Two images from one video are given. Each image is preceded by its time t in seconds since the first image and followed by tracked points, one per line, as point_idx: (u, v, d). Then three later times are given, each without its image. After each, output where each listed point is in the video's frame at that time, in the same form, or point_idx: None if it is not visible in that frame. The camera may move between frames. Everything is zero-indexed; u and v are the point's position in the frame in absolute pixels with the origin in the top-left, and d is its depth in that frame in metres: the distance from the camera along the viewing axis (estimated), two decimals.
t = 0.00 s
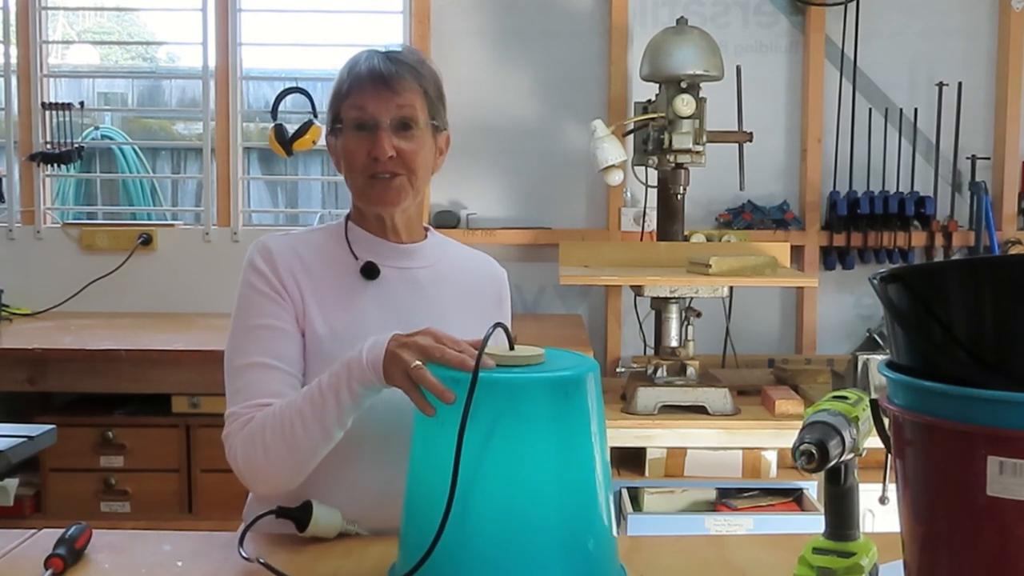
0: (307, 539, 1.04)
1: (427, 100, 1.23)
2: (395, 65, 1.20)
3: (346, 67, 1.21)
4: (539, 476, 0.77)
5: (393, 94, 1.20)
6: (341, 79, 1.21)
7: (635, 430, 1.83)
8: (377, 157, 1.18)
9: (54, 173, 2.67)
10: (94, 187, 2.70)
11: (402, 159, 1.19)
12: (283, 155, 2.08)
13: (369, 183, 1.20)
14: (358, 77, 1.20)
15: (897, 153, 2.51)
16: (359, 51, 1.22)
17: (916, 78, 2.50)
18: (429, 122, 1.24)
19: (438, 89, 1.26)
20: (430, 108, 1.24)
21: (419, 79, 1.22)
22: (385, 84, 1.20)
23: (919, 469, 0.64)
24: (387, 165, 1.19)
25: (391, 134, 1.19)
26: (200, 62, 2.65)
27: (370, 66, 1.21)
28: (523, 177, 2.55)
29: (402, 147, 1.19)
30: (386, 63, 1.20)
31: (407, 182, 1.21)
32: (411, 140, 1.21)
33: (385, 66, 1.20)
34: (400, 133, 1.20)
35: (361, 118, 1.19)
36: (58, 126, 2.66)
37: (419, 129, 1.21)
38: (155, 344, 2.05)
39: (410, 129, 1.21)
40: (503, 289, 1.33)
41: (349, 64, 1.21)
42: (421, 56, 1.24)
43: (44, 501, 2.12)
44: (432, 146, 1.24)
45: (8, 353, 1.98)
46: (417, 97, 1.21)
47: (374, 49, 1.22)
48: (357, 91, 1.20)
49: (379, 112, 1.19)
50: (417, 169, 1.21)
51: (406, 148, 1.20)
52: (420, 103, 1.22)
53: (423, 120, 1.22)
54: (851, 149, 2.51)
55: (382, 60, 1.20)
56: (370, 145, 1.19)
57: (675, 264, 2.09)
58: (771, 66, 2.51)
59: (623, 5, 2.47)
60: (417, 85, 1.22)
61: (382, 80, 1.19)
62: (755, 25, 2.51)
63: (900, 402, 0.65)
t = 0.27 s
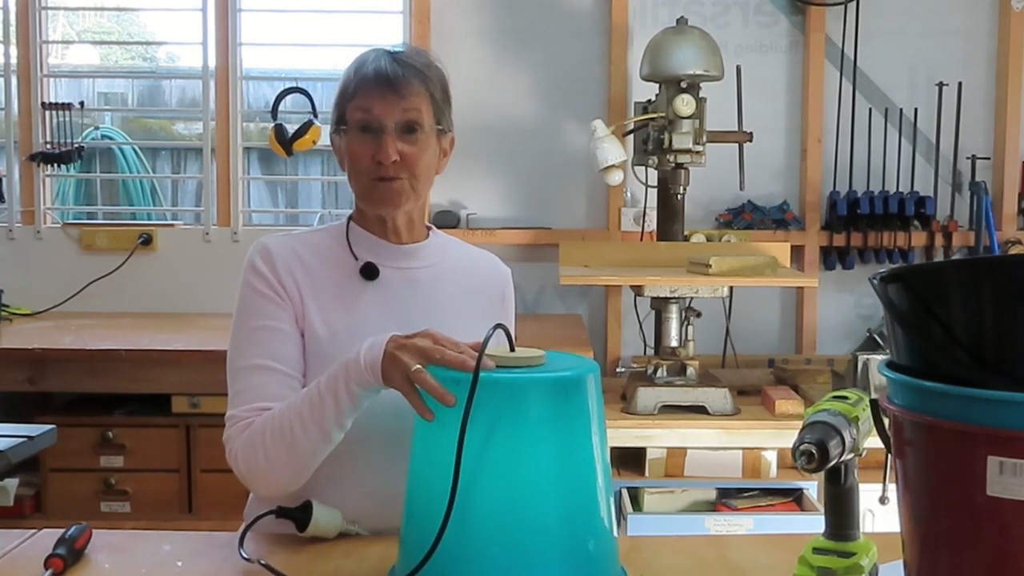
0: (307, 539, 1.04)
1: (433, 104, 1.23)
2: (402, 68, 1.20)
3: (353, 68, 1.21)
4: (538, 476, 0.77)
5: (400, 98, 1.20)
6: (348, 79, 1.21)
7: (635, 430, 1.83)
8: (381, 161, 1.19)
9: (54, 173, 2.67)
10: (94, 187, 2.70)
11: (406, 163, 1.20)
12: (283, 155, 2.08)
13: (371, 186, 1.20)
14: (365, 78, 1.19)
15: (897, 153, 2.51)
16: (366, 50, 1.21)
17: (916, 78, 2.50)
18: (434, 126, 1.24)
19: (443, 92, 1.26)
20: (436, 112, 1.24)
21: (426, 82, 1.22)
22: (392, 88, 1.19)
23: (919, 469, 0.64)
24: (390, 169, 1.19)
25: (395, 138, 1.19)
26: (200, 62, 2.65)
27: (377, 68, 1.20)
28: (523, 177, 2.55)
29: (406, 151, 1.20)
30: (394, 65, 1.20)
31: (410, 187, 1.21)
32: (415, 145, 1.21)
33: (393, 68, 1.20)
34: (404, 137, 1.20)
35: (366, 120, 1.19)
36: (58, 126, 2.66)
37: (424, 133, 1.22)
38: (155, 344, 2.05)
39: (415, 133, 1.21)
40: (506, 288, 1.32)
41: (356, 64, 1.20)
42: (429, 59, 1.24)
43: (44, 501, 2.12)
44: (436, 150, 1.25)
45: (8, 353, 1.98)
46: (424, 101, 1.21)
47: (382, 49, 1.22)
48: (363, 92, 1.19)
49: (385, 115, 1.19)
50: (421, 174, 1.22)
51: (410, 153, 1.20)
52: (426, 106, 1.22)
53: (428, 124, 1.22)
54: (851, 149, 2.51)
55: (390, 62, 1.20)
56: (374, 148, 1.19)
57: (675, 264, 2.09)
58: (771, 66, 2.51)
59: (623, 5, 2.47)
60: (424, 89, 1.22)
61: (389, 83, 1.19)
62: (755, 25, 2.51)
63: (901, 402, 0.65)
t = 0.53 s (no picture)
0: (307, 539, 1.04)
1: (449, 119, 1.23)
2: (430, 84, 1.18)
3: (380, 76, 1.16)
4: (538, 476, 0.77)
5: (425, 117, 1.18)
6: (372, 88, 1.17)
7: (635, 430, 1.83)
8: (403, 180, 1.19)
9: (54, 173, 2.67)
10: (94, 187, 2.70)
11: (425, 183, 1.21)
12: (283, 155, 2.08)
13: (387, 200, 1.20)
14: (393, 93, 1.16)
15: (897, 153, 2.51)
16: (393, 60, 1.17)
17: (916, 78, 2.50)
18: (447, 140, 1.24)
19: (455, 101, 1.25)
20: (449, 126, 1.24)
21: (447, 99, 1.21)
22: (419, 105, 1.18)
23: (919, 469, 0.64)
24: (411, 187, 1.19)
25: (418, 156, 1.19)
26: (200, 62, 2.65)
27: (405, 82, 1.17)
28: (523, 177, 2.55)
29: (427, 171, 1.20)
30: (423, 83, 1.17)
31: (424, 203, 1.22)
32: (432, 162, 1.21)
33: (421, 85, 1.17)
34: (423, 154, 1.20)
35: (388, 135, 1.18)
36: (58, 126, 2.67)
37: (439, 150, 1.22)
38: (155, 344, 2.05)
39: (433, 151, 1.21)
40: (506, 287, 1.32)
41: (385, 76, 1.16)
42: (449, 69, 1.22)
43: (44, 501, 2.12)
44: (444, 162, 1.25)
45: (8, 353, 1.98)
46: (444, 118, 1.21)
47: (408, 60, 1.18)
48: (388, 106, 1.17)
49: (410, 133, 1.18)
50: (435, 191, 1.23)
51: (429, 171, 1.20)
52: (444, 123, 1.22)
53: (443, 140, 1.23)
54: (851, 149, 2.51)
55: (418, 79, 1.17)
56: (396, 166, 1.18)
57: (675, 264, 2.09)
58: (771, 66, 2.51)
59: (623, 5, 2.47)
60: (445, 106, 1.21)
61: (417, 100, 1.17)
62: (755, 25, 2.51)
63: (901, 402, 0.65)
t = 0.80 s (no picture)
0: (307, 539, 1.04)
1: (451, 121, 1.25)
2: (436, 86, 1.20)
3: (389, 76, 1.17)
4: (538, 476, 0.77)
5: (431, 118, 1.20)
6: (380, 89, 1.18)
7: (635, 430, 1.83)
8: (409, 180, 1.20)
9: (54, 173, 2.67)
10: (95, 187, 2.70)
11: (429, 183, 1.22)
12: (283, 155, 2.08)
13: (394, 199, 1.21)
14: (402, 94, 1.17)
15: (897, 153, 2.51)
16: (401, 62, 1.19)
17: (916, 79, 2.51)
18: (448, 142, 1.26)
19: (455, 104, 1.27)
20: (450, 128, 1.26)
21: (450, 101, 1.23)
22: (426, 106, 1.19)
23: (919, 469, 0.64)
24: (417, 187, 1.20)
25: (424, 157, 1.20)
26: (200, 62, 2.65)
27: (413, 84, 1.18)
28: (523, 177, 2.55)
29: (431, 171, 1.22)
30: (430, 85, 1.19)
31: (427, 203, 1.24)
32: (436, 162, 1.23)
33: (429, 88, 1.19)
34: (428, 155, 1.22)
35: (396, 136, 1.19)
36: (58, 126, 2.67)
37: (442, 151, 1.24)
38: (155, 344, 2.05)
39: (436, 152, 1.23)
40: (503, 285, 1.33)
41: (394, 77, 1.17)
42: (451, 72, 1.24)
43: (44, 501, 2.12)
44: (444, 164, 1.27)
45: (9, 353, 1.98)
46: (447, 120, 1.23)
47: (414, 63, 1.20)
48: (396, 106, 1.18)
49: (416, 134, 1.19)
50: (436, 191, 1.24)
51: (434, 172, 1.22)
52: (447, 126, 1.23)
53: (445, 142, 1.24)
54: (851, 149, 2.51)
55: (426, 81, 1.19)
56: (403, 166, 1.19)
57: (675, 264, 2.09)
58: (771, 66, 2.51)
59: (623, 5, 2.47)
60: (449, 108, 1.23)
61: (426, 102, 1.18)
62: (755, 25, 2.51)
63: (901, 403, 0.65)
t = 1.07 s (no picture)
0: (307, 539, 1.04)
1: (427, 106, 1.23)
2: (401, 73, 1.20)
3: (352, 68, 1.19)
4: (538, 476, 0.77)
5: (399, 103, 1.19)
6: (345, 82, 1.19)
7: (635, 430, 1.83)
8: (382, 166, 1.19)
9: (54, 173, 2.67)
10: (94, 187, 2.70)
11: (405, 167, 1.20)
12: (283, 155, 2.08)
13: (371, 189, 1.20)
14: (364, 83, 1.18)
15: (897, 153, 2.51)
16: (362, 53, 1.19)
17: (916, 79, 2.51)
18: (429, 131, 1.24)
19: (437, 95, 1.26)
20: (430, 114, 1.24)
21: (422, 85, 1.22)
22: (391, 92, 1.19)
23: (918, 469, 0.64)
24: (390, 172, 1.19)
25: (396, 143, 1.20)
26: (200, 62, 2.65)
27: (375, 71, 1.19)
28: (523, 177, 2.55)
29: (405, 155, 1.20)
30: (391, 69, 1.19)
31: (408, 190, 1.22)
32: (413, 149, 1.21)
33: (391, 72, 1.19)
34: (402, 141, 1.21)
35: (364, 124, 1.19)
36: (58, 126, 2.67)
37: (420, 138, 1.22)
38: (155, 344, 2.05)
39: (411, 137, 1.21)
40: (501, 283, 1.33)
41: (354, 67, 1.18)
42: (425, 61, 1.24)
43: (44, 501, 2.12)
44: (430, 154, 1.25)
45: (9, 353, 1.98)
46: (419, 103, 1.21)
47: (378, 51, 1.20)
48: (362, 97, 1.19)
49: (384, 119, 1.19)
50: (418, 177, 1.23)
51: (409, 157, 1.20)
52: (423, 113, 1.22)
53: (423, 127, 1.22)
54: (851, 149, 2.51)
55: (388, 66, 1.19)
56: (374, 153, 1.19)
57: (675, 264, 2.09)
58: (771, 66, 2.51)
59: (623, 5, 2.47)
60: (421, 94, 1.22)
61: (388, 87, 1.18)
62: (755, 25, 2.51)
63: (901, 403, 0.65)
